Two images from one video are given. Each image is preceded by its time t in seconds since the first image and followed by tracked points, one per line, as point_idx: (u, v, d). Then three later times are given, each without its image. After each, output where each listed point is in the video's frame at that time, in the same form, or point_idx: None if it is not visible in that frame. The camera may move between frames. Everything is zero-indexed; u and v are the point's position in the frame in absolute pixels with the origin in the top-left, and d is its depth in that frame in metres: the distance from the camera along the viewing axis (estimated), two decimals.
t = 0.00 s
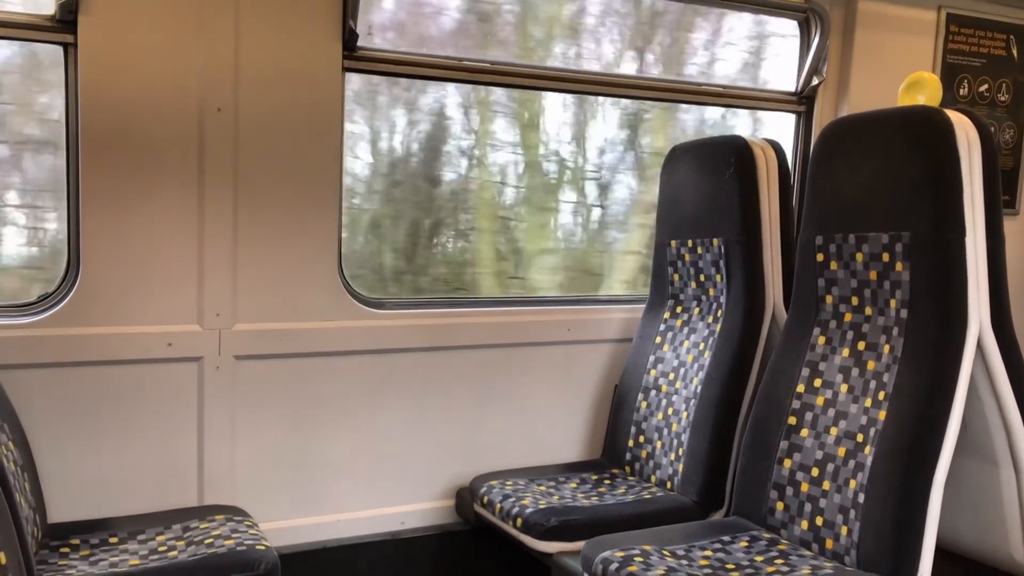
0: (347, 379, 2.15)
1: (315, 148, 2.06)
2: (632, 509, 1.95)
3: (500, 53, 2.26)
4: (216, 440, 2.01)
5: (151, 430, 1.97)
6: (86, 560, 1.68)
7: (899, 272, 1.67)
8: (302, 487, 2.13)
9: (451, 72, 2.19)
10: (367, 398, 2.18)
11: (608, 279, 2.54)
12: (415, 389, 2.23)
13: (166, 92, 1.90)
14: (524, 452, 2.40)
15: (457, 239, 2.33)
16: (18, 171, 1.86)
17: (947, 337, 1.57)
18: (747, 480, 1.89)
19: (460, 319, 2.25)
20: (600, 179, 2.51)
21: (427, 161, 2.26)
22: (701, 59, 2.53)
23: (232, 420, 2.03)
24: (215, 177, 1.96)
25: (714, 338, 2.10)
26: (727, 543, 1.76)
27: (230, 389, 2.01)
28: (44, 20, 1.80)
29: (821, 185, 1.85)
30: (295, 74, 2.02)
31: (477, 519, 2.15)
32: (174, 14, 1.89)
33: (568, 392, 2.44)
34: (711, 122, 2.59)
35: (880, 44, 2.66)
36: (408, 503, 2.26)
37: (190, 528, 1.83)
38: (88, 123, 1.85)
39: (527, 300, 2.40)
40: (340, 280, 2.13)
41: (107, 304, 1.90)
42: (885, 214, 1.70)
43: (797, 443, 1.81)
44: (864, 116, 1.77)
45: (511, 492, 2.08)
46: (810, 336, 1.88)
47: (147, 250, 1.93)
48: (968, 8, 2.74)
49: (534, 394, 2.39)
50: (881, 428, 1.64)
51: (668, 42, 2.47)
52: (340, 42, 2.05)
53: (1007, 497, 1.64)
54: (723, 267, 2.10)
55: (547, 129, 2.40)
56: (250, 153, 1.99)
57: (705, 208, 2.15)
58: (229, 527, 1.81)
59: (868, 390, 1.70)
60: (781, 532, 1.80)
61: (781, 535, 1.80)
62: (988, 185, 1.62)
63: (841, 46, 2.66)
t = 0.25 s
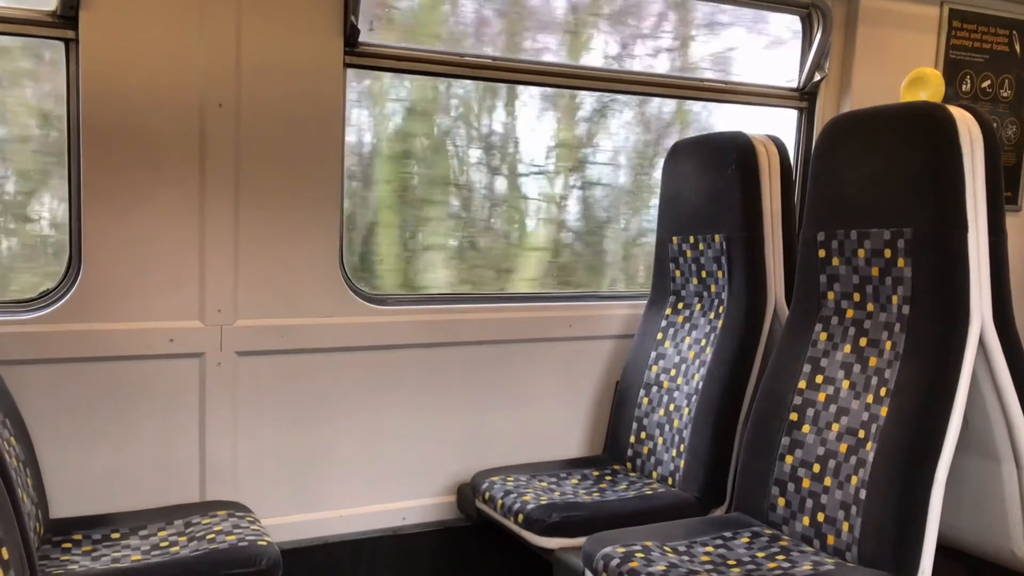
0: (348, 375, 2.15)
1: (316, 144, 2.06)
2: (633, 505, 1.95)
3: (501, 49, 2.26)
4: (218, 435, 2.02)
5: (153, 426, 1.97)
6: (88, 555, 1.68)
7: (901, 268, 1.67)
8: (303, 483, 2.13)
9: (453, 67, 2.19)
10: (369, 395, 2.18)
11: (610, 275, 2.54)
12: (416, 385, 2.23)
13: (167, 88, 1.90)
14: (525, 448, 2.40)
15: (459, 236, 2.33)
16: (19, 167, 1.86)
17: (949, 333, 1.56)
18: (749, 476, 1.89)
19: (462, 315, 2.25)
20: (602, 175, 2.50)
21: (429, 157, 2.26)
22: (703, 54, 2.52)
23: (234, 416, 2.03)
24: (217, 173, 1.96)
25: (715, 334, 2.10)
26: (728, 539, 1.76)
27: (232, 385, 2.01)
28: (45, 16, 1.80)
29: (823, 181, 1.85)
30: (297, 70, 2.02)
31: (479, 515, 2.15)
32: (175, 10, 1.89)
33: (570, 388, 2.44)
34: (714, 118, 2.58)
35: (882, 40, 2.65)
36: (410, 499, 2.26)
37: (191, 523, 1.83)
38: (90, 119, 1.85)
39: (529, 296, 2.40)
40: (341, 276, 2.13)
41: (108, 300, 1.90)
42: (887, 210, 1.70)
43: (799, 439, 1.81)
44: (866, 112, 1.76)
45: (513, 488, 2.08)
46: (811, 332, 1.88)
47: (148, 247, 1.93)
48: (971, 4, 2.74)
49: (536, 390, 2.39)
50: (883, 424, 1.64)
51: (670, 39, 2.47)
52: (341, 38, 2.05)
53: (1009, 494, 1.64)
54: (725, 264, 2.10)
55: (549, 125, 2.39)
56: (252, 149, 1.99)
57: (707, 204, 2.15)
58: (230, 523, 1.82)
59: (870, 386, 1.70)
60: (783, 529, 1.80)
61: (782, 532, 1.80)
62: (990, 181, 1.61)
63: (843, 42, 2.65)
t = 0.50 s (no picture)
0: (351, 367, 2.15)
1: (318, 136, 2.06)
2: (636, 497, 1.95)
3: (504, 40, 2.25)
4: (221, 427, 2.02)
5: (157, 417, 1.97)
6: (93, 546, 1.69)
7: (905, 259, 1.67)
8: (307, 474, 2.14)
9: (455, 58, 2.18)
10: (372, 386, 2.18)
11: (613, 267, 2.54)
12: (419, 376, 2.23)
13: (169, 80, 1.90)
14: (528, 439, 2.41)
15: (462, 227, 2.32)
16: (22, 159, 1.86)
17: (952, 324, 1.56)
18: (751, 468, 1.90)
19: (465, 307, 2.25)
20: (605, 167, 2.49)
21: (431, 148, 2.26)
22: (706, 45, 2.52)
23: (237, 408, 2.03)
24: (219, 165, 1.96)
25: (718, 326, 2.10)
26: (731, 529, 1.77)
27: (235, 377, 2.02)
28: (46, 8, 1.80)
29: (826, 172, 1.85)
30: (299, 61, 2.02)
31: (482, 506, 2.15)
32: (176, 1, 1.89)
33: (573, 380, 2.44)
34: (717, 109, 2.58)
35: (887, 30, 2.64)
36: (413, 490, 2.26)
37: (195, 515, 1.83)
38: (91, 111, 1.84)
39: (532, 288, 2.40)
40: (344, 268, 2.13)
41: (112, 292, 1.90)
42: (891, 201, 1.69)
43: (801, 430, 1.81)
44: (870, 102, 1.75)
45: (516, 479, 2.09)
46: (814, 323, 1.87)
47: (151, 239, 1.93)
48: None
49: (539, 382, 2.39)
50: (886, 415, 1.63)
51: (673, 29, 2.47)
52: (343, 29, 2.05)
53: (1011, 484, 1.64)
54: (728, 255, 2.10)
55: (551, 116, 2.39)
56: (254, 141, 1.99)
57: (710, 196, 2.14)
58: (234, 514, 1.82)
59: (872, 377, 1.70)
60: (785, 519, 1.81)
61: (785, 523, 1.80)
62: (995, 172, 1.60)
63: (847, 32, 2.64)
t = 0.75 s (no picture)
0: (354, 360, 2.15)
1: (320, 129, 2.06)
2: (638, 489, 1.96)
3: (505, 33, 2.25)
4: (225, 421, 2.03)
5: (161, 411, 1.98)
6: (98, 539, 1.70)
7: (907, 250, 1.67)
8: (310, 467, 2.15)
9: (456, 51, 2.18)
10: (375, 379, 2.19)
11: (615, 260, 2.54)
12: (422, 370, 2.24)
13: (170, 74, 1.90)
14: (531, 432, 2.41)
15: (464, 220, 2.33)
16: (25, 154, 1.87)
17: (954, 316, 1.56)
18: (754, 459, 1.90)
19: (467, 300, 2.25)
20: (607, 159, 2.49)
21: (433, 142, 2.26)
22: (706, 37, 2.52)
23: (241, 401, 2.04)
24: (221, 159, 1.96)
25: (720, 318, 2.10)
26: (733, 521, 1.77)
27: (238, 371, 2.02)
28: (48, 2, 1.80)
29: (828, 164, 1.84)
30: (300, 55, 2.02)
31: (485, 499, 2.16)
32: None
33: (575, 372, 2.45)
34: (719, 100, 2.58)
35: (890, 21, 2.63)
36: (416, 482, 2.27)
37: (200, 508, 1.84)
38: (94, 105, 1.85)
39: (534, 281, 2.40)
40: (347, 261, 2.13)
41: (115, 286, 1.91)
42: (893, 193, 1.69)
43: (803, 422, 1.82)
44: (872, 93, 1.75)
45: (519, 471, 2.09)
46: (816, 316, 1.87)
47: (154, 233, 1.93)
48: None
49: (541, 374, 2.40)
50: (888, 407, 1.64)
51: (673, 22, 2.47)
52: (344, 23, 2.04)
53: (1014, 475, 1.64)
54: (730, 247, 2.10)
55: (553, 109, 2.38)
56: (256, 135, 1.99)
57: (712, 188, 2.14)
58: (238, 507, 1.83)
59: (875, 369, 1.70)
60: (788, 511, 1.81)
61: (787, 514, 1.81)
62: (997, 163, 1.60)
63: (850, 23, 2.63)
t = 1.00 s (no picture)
0: (356, 357, 2.16)
1: (322, 126, 2.06)
2: (641, 485, 1.96)
3: (507, 29, 2.24)
4: (228, 417, 2.03)
5: (164, 407, 1.99)
6: (101, 535, 1.70)
7: (909, 247, 1.66)
8: (313, 464, 2.15)
9: (458, 48, 2.18)
10: (377, 376, 2.19)
11: (618, 255, 2.54)
12: (424, 366, 2.24)
13: (172, 71, 1.90)
14: (533, 428, 2.41)
15: (467, 217, 2.33)
16: (27, 151, 1.87)
17: (957, 311, 1.56)
18: (756, 456, 1.90)
19: (470, 297, 2.26)
20: (609, 156, 2.49)
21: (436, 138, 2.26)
22: (708, 33, 2.52)
23: (243, 398, 2.04)
24: (223, 156, 1.96)
25: (723, 314, 2.10)
26: (736, 517, 1.77)
27: (241, 367, 2.03)
28: None
29: (830, 160, 1.84)
30: (302, 52, 2.02)
31: (487, 495, 2.16)
32: None
33: (577, 369, 2.45)
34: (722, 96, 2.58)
35: (892, 17, 2.63)
36: (419, 479, 2.28)
37: (203, 504, 1.85)
38: (96, 102, 1.85)
39: (536, 277, 2.40)
40: (349, 258, 2.13)
41: (118, 283, 1.91)
42: (895, 188, 1.69)
43: (806, 419, 1.82)
44: (875, 89, 1.75)
45: (521, 467, 2.09)
46: (819, 312, 1.87)
47: (156, 229, 1.93)
48: None
49: (544, 370, 2.40)
50: (890, 403, 1.63)
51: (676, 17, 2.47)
52: (346, 19, 2.04)
53: (1016, 470, 1.64)
54: (732, 243, 2.10)
55: (555, 105, 2.38)
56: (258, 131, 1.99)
57: (714, 184, 2.14)
58: (241, 503, 1.83)
59: (877, 364, 1.70)
60: (790, 507, 1.81)
61: (790, 510, 1.81)
62: (1000, 159, 1.60)
63: (853, 18, 2.63)
